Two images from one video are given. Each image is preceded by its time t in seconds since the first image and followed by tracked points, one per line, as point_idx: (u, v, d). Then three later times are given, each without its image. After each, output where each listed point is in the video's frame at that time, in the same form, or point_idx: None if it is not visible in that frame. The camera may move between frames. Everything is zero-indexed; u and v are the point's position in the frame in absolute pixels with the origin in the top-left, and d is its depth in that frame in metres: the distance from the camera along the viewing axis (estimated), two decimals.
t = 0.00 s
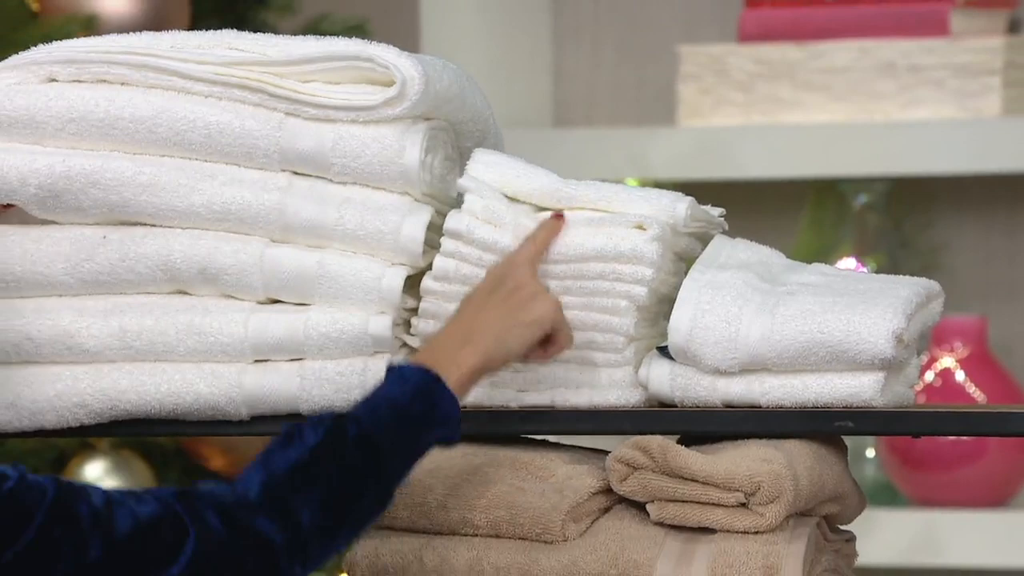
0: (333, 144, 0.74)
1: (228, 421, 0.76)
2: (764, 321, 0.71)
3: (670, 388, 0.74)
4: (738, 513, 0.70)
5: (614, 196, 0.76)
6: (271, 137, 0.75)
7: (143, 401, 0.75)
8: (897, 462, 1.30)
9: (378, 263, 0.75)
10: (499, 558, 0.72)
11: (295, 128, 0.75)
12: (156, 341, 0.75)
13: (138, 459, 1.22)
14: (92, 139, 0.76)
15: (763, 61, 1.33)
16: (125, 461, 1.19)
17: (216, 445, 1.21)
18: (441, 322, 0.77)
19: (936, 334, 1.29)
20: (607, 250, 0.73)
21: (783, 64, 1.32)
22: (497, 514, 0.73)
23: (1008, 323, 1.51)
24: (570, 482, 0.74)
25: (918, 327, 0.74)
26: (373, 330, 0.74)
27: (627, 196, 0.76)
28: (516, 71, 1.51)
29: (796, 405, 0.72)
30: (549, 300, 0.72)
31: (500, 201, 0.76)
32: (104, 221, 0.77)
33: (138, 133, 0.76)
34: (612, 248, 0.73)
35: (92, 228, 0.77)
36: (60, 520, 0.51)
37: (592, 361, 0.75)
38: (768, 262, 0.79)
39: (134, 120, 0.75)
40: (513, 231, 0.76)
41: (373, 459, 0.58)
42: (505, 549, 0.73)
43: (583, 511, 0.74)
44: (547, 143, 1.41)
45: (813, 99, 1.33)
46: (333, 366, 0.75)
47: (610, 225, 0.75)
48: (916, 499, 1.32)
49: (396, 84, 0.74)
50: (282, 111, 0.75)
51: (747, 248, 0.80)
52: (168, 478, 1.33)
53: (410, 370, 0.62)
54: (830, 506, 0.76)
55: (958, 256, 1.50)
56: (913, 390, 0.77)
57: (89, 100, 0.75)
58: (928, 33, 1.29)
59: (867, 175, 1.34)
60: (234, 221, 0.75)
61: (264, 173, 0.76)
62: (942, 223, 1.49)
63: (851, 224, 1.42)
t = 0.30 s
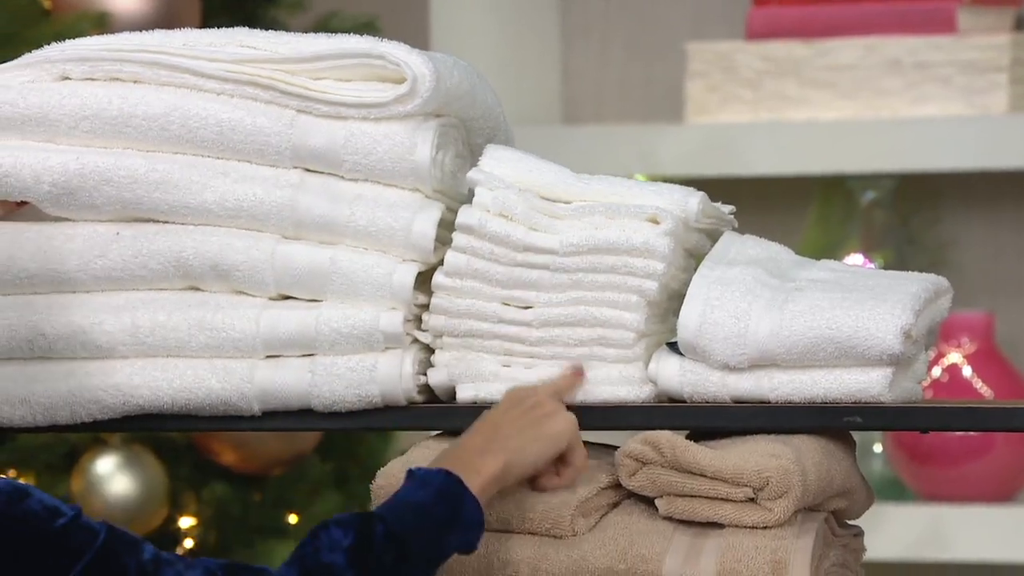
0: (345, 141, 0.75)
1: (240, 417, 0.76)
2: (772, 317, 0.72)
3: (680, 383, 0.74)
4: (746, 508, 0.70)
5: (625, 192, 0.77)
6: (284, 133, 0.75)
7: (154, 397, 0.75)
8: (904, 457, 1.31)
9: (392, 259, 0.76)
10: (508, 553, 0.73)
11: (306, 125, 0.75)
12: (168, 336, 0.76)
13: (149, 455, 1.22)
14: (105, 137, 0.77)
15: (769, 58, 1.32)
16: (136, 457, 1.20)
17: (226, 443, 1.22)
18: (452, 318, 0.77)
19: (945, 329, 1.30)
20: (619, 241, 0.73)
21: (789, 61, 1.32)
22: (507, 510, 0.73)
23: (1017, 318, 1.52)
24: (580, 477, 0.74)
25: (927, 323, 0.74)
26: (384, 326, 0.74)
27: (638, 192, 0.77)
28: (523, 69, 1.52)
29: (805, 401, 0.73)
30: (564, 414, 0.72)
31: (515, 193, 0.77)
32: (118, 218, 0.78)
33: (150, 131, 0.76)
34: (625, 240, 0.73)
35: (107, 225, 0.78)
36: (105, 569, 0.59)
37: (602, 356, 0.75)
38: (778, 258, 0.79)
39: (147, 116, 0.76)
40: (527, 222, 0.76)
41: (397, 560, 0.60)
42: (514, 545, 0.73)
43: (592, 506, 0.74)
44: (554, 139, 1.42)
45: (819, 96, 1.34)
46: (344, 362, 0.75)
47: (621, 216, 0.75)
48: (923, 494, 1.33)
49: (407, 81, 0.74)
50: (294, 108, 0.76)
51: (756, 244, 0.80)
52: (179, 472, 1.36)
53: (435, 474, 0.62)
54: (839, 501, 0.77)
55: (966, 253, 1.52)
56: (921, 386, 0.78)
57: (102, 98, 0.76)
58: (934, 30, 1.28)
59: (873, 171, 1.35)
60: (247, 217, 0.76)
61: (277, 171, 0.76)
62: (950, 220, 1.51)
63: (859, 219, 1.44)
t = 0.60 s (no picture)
0: (350, 140, 0.75)
1: (245, 415, 0.76)
2: (777, 314, 0.72)
3: (684, 381, 0.75)
4: (750, 507, 0.71)
5: (629, 190, 0.77)
6: (289, 132, 0.75)
7: (159, 397, 0.75)
8: (908, 456, 1.31)
9: (397, 258, 0.76)
10: (515, 553, 0.73)
11: (311, 124, 0.75)
12: (173, 336, 0.75)
13: (152, 454, 1.23)
14: (109, 137, 0.77)
15: (773, 57, 1.32)
16: (139, 456, 1.20)
17: (230, 442, 1.21)
18: (455, 316, 0.77)
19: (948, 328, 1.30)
20: (623, 239, 0.73)
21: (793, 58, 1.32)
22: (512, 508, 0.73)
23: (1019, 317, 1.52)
24: (584, 476, 0.74)
25: (930, 321, 0.74)
26: (389, 325, 0.74)
27: (642, 190, 0.77)
28: (524, 70, 1.52)
29: (809, 399, 0.73)
30: (661, 396, 0.68)
31: (519, 191, 0.77)
32: (122, 218, 0.78)
33: (154, 130, 0.76)
34: (629, 238, 0.73)
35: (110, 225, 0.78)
36: (136, 559, 0.57)
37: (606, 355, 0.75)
38: (781, 257, 0.79)
39: (153, 116, 0.76)
40: (530, 220, 0.76)
41: (454, 533, 0.60)
42: (519, 543, 0.73)
43: (596, 505, 0.74)
44: (557, 138, 1.42)
45: (822, 95, 1.34)
46: (348, 360, 0.75)
47: (624, 214, 0.75)
48: (927, 493, 1.33)
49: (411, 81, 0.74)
50: (299, 107, 0.76)
51: (760, 242, 0.80)
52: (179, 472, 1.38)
53: (514, 450, 0.62)
54: (843, 500, 0.77)
55: (968, 251, 1.52)
56: (924, 384, 0.78)
57: (107, 98, 0.76)
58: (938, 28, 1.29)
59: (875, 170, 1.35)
60: (252, 216, 0.76)
61: (281, 171, 0.76)
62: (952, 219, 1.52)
63: (860, 218, 1.45)
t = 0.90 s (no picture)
0: (350, 139, 0.75)
1: (245, 413, 0.76)
2: (777, 313, 0.72)
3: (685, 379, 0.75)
4: (750, 504, 0.71)
5: (629, 189, 0.77)
6: (290, 130, 0.75)
7: (160, 396, 0.75)
8: (908, 454, 1.31)
9: (396, 256, 0.76)
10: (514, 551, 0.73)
11: (312, 123, 0.75)
12: (173, 334, 0.76)
13: (154, 452, 1.23)
14: (110, 135, 0.77)
15: (775, 55, 1.33)
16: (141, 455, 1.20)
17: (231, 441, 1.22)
18: (455, 315, 0.77)
19: (949, 326, 1.29)
20: (623, 237, 0.73)
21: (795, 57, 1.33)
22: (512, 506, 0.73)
23: (1019, 315, 1.52)
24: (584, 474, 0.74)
25: (930, 319, 0.74)
26: (388, 323, 0.74)
27: (641, 188, 0.77)
28: (526, 68, 1.52)
29: (809, 397, 0.72)
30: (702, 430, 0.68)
31: (519, 189, 0.77)
32: (123, 217, 0.78)
33: (155, 129, 0.76)
34: (629, 236, 0.73)
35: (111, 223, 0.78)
36: (145, 543, 0.56)
37: (606, 353, 0.75)
38: (781, 255, 0.79)
39: (154, 113, 0.76)
40: (530, 218, 0.76)
41: (474, 520, 0.61)
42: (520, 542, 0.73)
43: (597, 504, 0.74)
44: (560, 136, 1.42)
45: (824, 93, 1.34)
46: (348, 359, 0.75)
47: (624, 212, 0.75)
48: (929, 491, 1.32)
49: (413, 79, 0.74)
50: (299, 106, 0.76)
51: (759, 240, 0.80)
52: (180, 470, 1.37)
53: (544, 451, 0.64)
54: (843, 498, 0.77)
55: (971, 249, 1.52)
56: (924, 382, 0.78)
57: (107, 97, 0.77)
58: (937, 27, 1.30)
59: (877, 168, 1.35)
60: (252, 215, 0.76)
61: (283, 169, 0.76)
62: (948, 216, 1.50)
63: (861, 216, 1.44)
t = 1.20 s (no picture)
0: (354, 132, 0.75)
1: (243, 410, 0.76)
2: (777, 309, 0.72)
3: (685, 376, 0.74)
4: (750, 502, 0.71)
5: (629, 186, 0.77)
6: (294, 124, 0.75)
7: (161, 391, 0.75)
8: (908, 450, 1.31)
9: (397, 252, 0.76)
10: (515, 548, 0.73)
11: (317, 115, 0.76)
12: (174, 329, 0.76)
13: (153, 448, 1.23)
14: (114, 123, 0.77)
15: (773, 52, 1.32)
16: (141, 451, 1.19)
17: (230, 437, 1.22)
18: (455, 311, 0.77)
19: (949, 323, 1.29)
20: (624, 234, 0.73)
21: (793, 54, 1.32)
22: (512, 503, 0.73)
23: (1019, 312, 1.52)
24: (585, 471, 0.74)
25: (931, 316, 0.74)
26: (389, 319, 0.74)
27: (642, 185, 0.77)
28: (527, 64, 1.52)
29: (808, 395, 0.72)
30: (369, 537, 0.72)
31: (519, 186, 0.77)
32: (125, 208, 0.78)
33: (159, 119, 0.76)
34: (630, 232, 0.73)
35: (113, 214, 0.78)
36: None
37: (606, 350, 0.75)
38: (781, 252, 0.79)
39: (159, 103, 0.76)
40: (530, 215, 0.76)
41: None
42: (521, 543, 0.73)
43: (596, 501, 0.74)
44: (561, 133, 1.41)
45: (823, 90, 1.34)
46: (349, 355, 0.75)
47: (625, 209, 0.75)
48: (929, 488, 1.33)
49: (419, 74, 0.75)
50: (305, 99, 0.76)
51: (759, 238, 0.80)
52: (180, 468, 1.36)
53: None
54: (842, 495, 0.77)
55: (971, 247, 1.52)
56: (924, 379, 0.78)
57: (112, 84, 0.76)
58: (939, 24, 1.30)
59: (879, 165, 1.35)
60: (254, 208, 0.76)
61: (287, 164, 0.77)
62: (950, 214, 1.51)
63: (861, 214, 1.44)
